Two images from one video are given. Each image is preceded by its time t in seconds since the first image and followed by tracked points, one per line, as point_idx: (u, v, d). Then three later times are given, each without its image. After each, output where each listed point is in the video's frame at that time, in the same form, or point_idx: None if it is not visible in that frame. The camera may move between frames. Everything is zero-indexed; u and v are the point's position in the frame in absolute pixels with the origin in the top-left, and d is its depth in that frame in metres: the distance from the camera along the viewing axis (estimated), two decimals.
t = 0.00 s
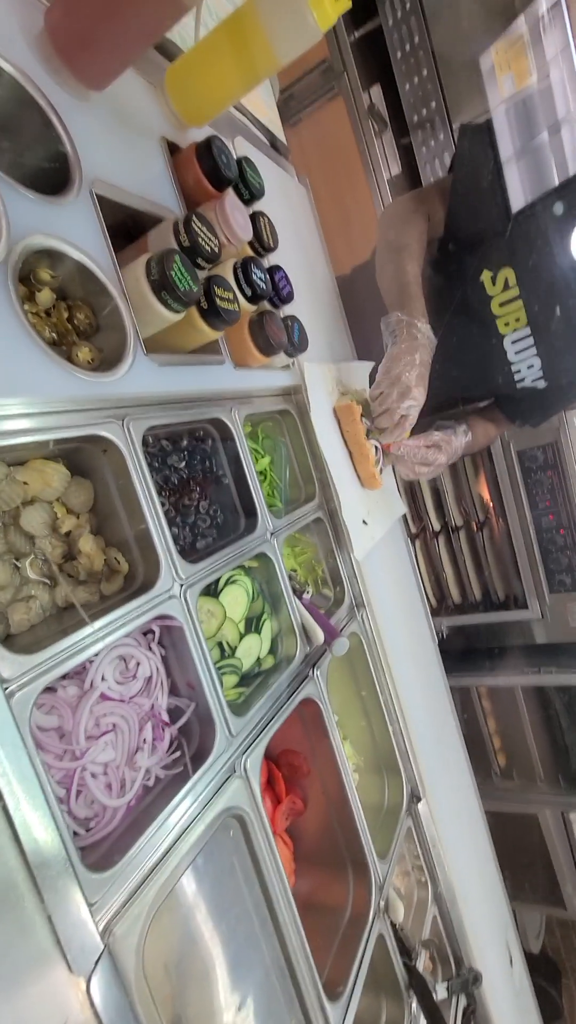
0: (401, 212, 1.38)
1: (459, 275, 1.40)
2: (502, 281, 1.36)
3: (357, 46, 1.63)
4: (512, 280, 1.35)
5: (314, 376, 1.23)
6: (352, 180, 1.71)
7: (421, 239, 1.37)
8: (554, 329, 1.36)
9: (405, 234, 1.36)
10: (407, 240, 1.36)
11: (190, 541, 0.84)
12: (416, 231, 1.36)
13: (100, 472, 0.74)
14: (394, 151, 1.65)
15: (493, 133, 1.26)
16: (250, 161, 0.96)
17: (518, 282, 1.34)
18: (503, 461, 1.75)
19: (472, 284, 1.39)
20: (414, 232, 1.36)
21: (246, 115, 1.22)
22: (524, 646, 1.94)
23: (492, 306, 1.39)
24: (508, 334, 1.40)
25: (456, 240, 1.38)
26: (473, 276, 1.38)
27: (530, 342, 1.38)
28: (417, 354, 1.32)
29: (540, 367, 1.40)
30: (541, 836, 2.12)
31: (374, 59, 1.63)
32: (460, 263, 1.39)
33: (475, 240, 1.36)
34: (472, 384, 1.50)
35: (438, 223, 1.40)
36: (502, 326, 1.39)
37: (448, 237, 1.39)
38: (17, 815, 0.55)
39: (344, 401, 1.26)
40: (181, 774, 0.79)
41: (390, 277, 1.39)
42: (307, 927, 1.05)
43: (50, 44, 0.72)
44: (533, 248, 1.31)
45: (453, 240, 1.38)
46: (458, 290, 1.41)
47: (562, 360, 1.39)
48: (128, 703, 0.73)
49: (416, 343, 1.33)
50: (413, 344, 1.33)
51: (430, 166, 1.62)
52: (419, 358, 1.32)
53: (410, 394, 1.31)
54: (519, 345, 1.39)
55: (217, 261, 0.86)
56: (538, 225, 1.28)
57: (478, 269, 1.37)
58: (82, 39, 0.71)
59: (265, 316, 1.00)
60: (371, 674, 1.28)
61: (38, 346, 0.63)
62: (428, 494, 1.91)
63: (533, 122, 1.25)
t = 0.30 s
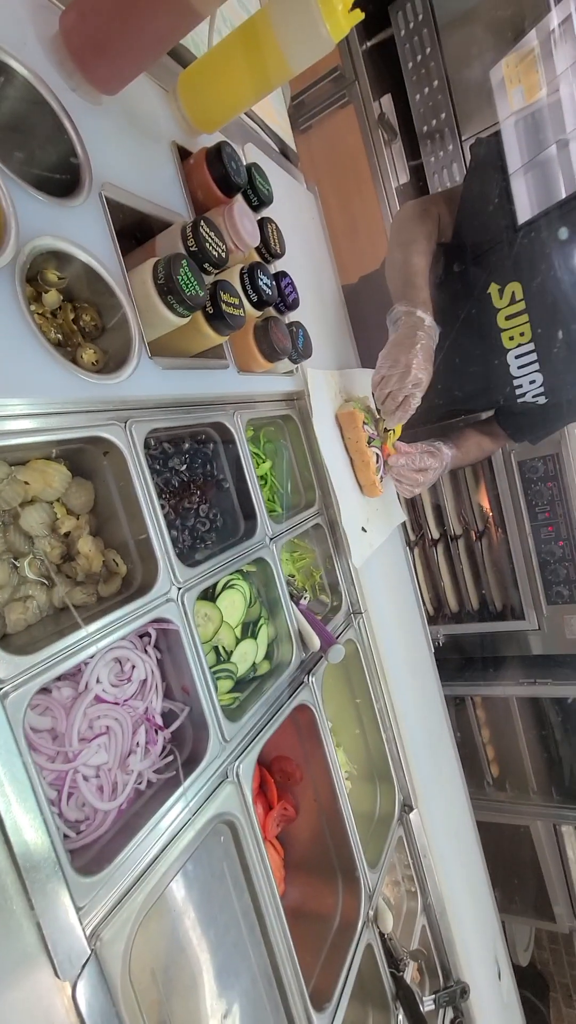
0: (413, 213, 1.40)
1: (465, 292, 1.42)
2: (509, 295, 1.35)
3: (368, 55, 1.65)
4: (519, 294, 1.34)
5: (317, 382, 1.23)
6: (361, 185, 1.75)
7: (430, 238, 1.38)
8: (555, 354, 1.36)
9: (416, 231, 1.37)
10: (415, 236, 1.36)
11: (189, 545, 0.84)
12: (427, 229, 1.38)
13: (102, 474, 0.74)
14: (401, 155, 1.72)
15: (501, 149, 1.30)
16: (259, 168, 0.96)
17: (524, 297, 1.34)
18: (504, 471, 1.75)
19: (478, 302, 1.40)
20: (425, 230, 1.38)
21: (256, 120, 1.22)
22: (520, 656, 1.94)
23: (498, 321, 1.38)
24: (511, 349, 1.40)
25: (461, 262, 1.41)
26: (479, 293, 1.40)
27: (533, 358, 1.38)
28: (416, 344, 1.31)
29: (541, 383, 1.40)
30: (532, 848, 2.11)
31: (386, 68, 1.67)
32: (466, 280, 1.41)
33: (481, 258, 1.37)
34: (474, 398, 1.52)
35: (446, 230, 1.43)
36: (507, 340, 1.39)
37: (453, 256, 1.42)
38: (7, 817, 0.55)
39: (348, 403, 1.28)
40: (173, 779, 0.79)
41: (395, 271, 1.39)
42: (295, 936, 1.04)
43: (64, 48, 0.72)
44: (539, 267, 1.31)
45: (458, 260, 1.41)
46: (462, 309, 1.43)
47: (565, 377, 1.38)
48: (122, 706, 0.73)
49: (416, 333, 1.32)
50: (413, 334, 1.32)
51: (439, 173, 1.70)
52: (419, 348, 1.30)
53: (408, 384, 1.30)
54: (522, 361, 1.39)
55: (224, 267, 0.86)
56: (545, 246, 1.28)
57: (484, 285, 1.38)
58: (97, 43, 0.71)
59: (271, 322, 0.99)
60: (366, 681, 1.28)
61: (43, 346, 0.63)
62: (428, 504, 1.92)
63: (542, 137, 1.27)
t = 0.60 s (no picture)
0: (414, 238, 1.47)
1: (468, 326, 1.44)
2: (508, 315, 1.37)
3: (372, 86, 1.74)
4: (518, 315, 1.36)
5: (320, 402, 1.25)
6: (364, 208, 1.83)
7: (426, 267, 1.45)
8: (558, 383, 1.38)
9: (412, 260, 1.44)
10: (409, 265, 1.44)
11: (190, 560, 0.84)
12: (423, 258, 1.44)
13: (106, 489, 0.75)
14: (404, 183, 1.79)
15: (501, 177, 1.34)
16: (267, 193, 0.99)
17: (523, 317, 1.36)
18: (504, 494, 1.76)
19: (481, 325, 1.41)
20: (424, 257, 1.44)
21: (264, 147, 1.25)
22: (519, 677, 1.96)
23: (498, 341, 1.40)
24: (511, 369, 1.41)
25: (467, 294, 1.43)
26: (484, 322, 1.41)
27: (532, 379, 1.39)
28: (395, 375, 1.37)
29: (542, 403, 1.40)
30: (530, 876, 2.08)
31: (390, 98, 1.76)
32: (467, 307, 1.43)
33: (484, 291, 1.40)
34: (476, 419, 1.52)
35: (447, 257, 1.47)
36: (507, 361, 1.40)
37: (459, 288, 1.44)
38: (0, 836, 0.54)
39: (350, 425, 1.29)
40: (168, 799, 0.78)
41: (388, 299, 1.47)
42: (289, 964, 1.01)
43: (81, 77, 0.74)
44: (541, 302, 1.34)
45: (463, 292, 1.44)
46: (470, 337, 1.45)
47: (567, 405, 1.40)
48: (119, 723, 0.72)
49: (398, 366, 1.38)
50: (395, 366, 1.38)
51: (441, 202, 1.75)
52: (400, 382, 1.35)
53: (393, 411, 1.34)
54: (522, 381, 1.40)
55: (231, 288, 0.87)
56: (546, 278, 1.32)
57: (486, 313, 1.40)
58: (113, 72, 0.73)
59: (276, 345, 1.01)
60: (364, 701, 1.27)
61: (52, 363, 0.64)
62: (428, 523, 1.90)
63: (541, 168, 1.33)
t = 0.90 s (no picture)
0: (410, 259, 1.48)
1: (472, 356, 1.47)
2: (508, 333, 1.41)
3: (374, 116, 1.84)
4: (518, 332, 1.40)
5: (322, 420, 1.26)
6: (365, 224, 1.90)
7: (424, 284, 1.47)
8: (560, 408, 1.40)
9: (411, 280, 1.45)
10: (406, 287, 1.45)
11: (192, 574, 0.84)
12: (422, 274, 1.46)
13: (110, 503, 0.75)
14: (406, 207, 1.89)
15: (500, 200, 1.42)
16: (272, 215, 1.01)
17: (522, 334, 1.40)
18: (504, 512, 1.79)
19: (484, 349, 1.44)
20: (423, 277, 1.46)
21: (269, 171, 1.28)
22: (519, 697, 1.92)
23: (498, 359, 1.43)
24: (511, 386, 1.43)
25: (472, 322, 1.45)
26: (488, 351, 1.44)
27: (533, 394, 1.41)
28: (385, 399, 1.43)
29: (542, 420, 1.41)
30: (533, 902, 2.05)
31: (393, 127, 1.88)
32: (469, 329, 1.46)
33: (486, 319, 1.43)
34: (479, 437, 1.51)
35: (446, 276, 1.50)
36: (506, 378, 1.43)
37: (464, 316, 1.46)
38: None
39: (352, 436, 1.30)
40: (168, 816, 0.77)
41: (384, 318, 1.48)
42: (287, 990, 0.99)
43: (95, 104, 0.76)
44: (543, 329, 1.38)
45: (468, 321, 1.46)
46: (478, 366, 1.46)
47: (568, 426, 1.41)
48: (119, 737, 0.71)
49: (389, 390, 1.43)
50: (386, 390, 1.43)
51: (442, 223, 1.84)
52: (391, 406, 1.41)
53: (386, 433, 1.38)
54: (522, 397, 1.42)
55: (236, 308, 0.89)
56: (547, 305, 1.37)
57: (486, 332, 1.44)
58: (125, 100, 0.75)
59: (280, 362, 1.03)
60: (364, 716, 1.26)
61: (60, 379, 0.65)
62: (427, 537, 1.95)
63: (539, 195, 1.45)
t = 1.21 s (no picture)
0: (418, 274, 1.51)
1: (470, 365, 1.49)
2: (514, 347, 1.42)
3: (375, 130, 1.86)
4: (524, 347, 1.41)
5: (323, 429, 1.27)
6: (365, 238, 1.90)
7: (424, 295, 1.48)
8: (554, 416, 1.41)
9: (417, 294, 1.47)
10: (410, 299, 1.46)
11: (193, 582, 0.85)
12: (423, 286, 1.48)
13: (113, 509, 0.76)
14: (407, 221, 1.90)
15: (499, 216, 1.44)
16: (274, 228, 1.02)
17: (529, 351, 1.40)
18: (505, 522, 1.80)
19: (485, 360, 1.46)
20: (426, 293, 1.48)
21: (271, 185, 1.30)
22: (519, 707, 1.91)
23: (503, 372, 1.44)
24: (516, 400, 1.44)
25: (470, 330, 1.48)
26: (486, 360, 1.46)
27: (537, 408, 1.42)
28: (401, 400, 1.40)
29: (544, 433, 1.43)
30: (534, 916, 2.03)
31: (393, 142, 1.91)
32: (470, 342, 1.48)
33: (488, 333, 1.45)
34: (478, 444, 1.53)
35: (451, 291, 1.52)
36: (511, 391, 1.44)
37: (462, 327, 1.49)
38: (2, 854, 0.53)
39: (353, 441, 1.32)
40: (168, 823, 0.77)
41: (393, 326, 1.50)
42: (286, 1002, 0.99)
43: (102, 120, 0.78)
44: (538, 340, 1.39)
45: (466, 330, 1.48)
46: (472, 373, 1.48)
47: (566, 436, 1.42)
48: (121, 743, 0.71)
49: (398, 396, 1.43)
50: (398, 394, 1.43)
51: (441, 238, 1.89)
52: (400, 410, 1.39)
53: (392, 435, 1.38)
54: (526, 411, 1.43)
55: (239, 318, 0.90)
56: (542, 318, 1.38)
57: (488, 344, 1.45)
58: (132, 117, 0.77)
59: (281, 371, 1.04)
60: (364, 725, 1.26)
61: (66, 387, 0.66)
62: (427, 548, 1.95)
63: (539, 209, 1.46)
